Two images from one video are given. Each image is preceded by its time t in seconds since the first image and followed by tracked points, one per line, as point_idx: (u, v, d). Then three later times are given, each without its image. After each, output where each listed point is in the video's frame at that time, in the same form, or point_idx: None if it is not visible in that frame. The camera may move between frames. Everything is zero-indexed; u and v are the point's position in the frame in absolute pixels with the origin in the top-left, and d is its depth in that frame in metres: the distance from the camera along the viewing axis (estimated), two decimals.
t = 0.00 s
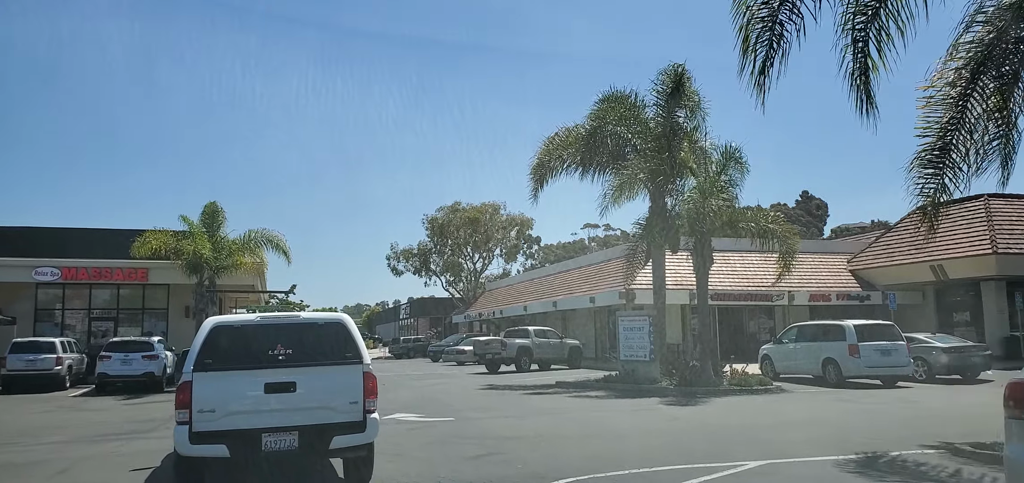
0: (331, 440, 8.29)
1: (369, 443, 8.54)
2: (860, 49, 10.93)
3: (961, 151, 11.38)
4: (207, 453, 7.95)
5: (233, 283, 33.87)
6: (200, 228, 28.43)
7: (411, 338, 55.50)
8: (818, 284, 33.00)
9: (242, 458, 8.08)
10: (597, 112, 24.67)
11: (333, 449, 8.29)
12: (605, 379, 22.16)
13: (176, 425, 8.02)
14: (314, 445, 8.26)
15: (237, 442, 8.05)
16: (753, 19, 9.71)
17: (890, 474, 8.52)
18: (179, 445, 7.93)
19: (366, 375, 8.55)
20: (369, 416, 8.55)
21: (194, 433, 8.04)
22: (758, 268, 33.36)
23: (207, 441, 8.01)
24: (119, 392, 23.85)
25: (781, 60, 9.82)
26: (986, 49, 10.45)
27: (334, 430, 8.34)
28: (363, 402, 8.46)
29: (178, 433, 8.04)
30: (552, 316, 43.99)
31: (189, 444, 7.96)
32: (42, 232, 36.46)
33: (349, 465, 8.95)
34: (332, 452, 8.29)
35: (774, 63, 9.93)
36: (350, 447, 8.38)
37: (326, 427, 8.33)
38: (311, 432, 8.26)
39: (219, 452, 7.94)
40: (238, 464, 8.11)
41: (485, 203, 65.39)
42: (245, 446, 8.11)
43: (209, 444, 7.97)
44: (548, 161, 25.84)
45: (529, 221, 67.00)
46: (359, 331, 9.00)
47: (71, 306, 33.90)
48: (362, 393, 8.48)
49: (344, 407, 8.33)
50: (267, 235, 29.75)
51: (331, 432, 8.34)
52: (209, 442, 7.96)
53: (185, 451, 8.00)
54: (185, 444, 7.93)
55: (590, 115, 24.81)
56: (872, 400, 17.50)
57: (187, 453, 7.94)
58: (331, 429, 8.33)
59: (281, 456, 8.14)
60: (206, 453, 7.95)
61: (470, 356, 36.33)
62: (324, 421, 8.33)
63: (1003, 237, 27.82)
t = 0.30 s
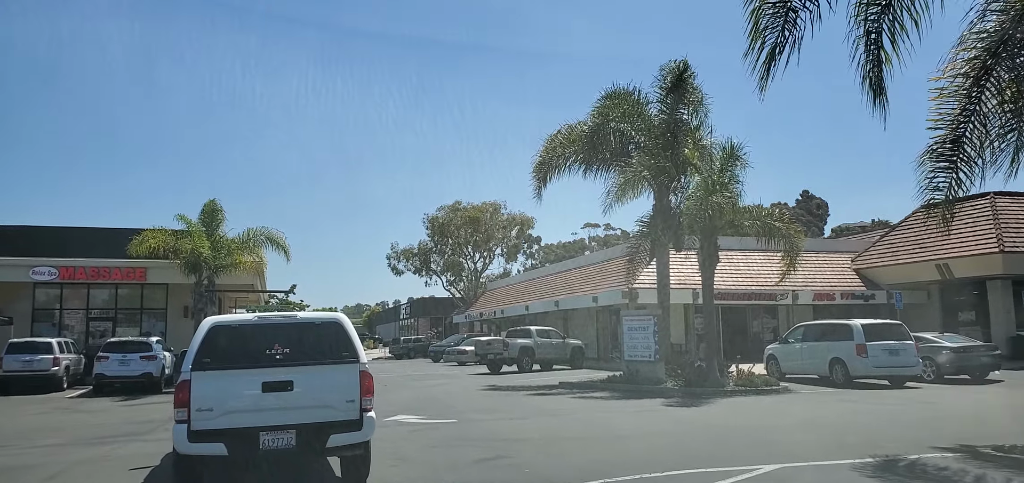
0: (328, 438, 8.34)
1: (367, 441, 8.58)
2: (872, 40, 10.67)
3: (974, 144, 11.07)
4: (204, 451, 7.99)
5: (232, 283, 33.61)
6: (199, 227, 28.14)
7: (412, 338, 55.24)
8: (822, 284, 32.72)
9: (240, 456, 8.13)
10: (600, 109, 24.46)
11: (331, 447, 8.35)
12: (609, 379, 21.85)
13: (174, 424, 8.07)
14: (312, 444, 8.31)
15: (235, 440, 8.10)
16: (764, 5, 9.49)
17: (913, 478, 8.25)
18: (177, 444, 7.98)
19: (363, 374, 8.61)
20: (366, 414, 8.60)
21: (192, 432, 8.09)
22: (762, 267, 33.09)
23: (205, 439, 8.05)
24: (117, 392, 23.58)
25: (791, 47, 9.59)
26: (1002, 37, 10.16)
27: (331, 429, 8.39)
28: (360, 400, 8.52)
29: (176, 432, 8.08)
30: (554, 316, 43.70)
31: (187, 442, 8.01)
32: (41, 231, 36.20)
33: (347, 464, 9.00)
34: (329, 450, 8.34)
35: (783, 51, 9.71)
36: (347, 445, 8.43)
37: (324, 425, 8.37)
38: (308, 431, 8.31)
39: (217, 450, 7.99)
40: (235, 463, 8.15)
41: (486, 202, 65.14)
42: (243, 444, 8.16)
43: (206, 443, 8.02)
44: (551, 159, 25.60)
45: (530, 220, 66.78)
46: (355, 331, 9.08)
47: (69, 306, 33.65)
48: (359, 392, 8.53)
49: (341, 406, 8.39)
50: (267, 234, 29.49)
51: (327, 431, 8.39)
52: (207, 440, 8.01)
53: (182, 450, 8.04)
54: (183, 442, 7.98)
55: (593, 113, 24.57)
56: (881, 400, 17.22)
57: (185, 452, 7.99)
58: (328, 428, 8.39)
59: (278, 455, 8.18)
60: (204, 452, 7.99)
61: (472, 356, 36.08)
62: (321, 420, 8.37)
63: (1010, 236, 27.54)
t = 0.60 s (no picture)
0: (325, 436, 8.45)
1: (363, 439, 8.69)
2: (889, 31, 10.38)
3: (994, 137, 10.78)
4: (203, 448, 8.11)
5: (232, 282, 33.36)
6: (198, 224, 27.84)
7: (413, 337, 54.97)
8: (827, 283, 32.43)
9: (238, 454, 8.23)
10: (604, 106, 24.15)
11: (328, 445, 8.45)
12: (614, 379, 21.55)
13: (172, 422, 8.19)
14: (309, 441, 8.42)
15: (233, 438, 8.22)
16: None
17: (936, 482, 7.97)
18: (176, 442, 8.09)
19: (361, 372, 8.74)
20: (363, 413, 8.72)
21: (191, 430, 8.21)
22: (767, 266, 32.79)
23: (203, 437, 8.17)
24: (115, 392, 23.29)
25: (807, 37, 9.29)
26: None
27: (328, 427, 8.50)
28: (357, 398, 8.64)
29: (175, 430, 8.20)
30: (556, 316, 43.42)
31: (185, 440, 8.11)
32: (39, 230, 35.92)
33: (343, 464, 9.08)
34: (326, 448, 8.44)
35: (799, 42, 9.41)
36: (344, 443, 8.53)
37: (320, 423, 8.48)
38: (305, 428, 8.43)
39: (215, 447, 8.10)
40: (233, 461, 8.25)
41: (487, 201, 64.85)
42: (240, 442, 8.27)
43: (204, 440, 8.14)
44: (555, 157, 25.29)
45: (531, 220, 66.51)
46: (353, 329, 9.14)
47: (68, 305, 33.38)
48: (356, 389, 8.66)
49: (338, 404, 8.50)
50: (267, 232, 29.21)
51: (325, 429, 8.50)
52: (205, 437, 8.13)
53: (181, 448, 8.15)
54: (181, 440, 8.08)
55: (597, 110, 24.28)
56: (891, 401, 16.93)
57: (184, 450, 8.10)
58: (325, 426, 8.50)
59: (276, 452, 8.30)
60: (202, 449, 8.10)
61: (474, 355, 35.82)
62: (318, 418, 8.48)
63: (1018, 234, 27.23)
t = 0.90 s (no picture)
0: (322, 435, 8.59)
1: (361, 438, 8.85)
2: (908, 23, 10.13)
3: (1016, 130, 10.53)
4: (202, 448, 8.22)
5: (232, 283, 33.07)
6: (197, 224, 27.53)
7: (413, 338, 54.68)
8: (832, 283, 32.14)
9: (236, 453, 8.35)
10: (607, 104, 23.88)
11: (324, 444, 8.59)
12: (618, 381, 21.23)
13: (171, 422, 8.28)
14: (307, 440, 8.57)
15: (231, 437, 8.33)
16: None
17: None
18: (174, 441, 8.19)
19: (357, 372, 8.89)
20: (360, 412, 8.85)
21: (189, 429, 8.31)
22: (771, 267, 32.46)
23: (201, 436, 8.27)
24: (113, 394, 22.99)
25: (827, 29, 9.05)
26: None
27: (325, 426, 8.64)
28: (354, 398, 8.78)
29: (173, 429, 8.29)
30: (558, 317, 43.11)
31: (183, 439, 8.21)
32: (36, 230, 35.62)
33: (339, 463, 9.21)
34: (324, 447, 8.59)
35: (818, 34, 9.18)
36: (341, 442, 8.68)
37: (318, 423, 8.62)
38: (303, 427, 8.56)
39: (214, 446, 8.21)
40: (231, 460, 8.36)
41: (487, 202, 64.54)
42: (239, 441, 8.39)
43: (203, 439, 8.24)
44: (558, 156, 24.97)
45: (532, 221, 66.23)
46: (349, 330, 9.31)
47: (65, 306, 33.09)
48: (353, 389, 8.80)
49: (335, 403, 8.64)
50: (267, 232, 28.93)
51: (321, 428, 8.63)
52: (204, 437, 8.23)
53: (179, 447, 8.25)
54: (180, 439, 8.18)
55: (600, 108, 24.01)
56: (901, 403, 16.64)
57: (182, 448, 8.20)
58: (322, 425, 8.63)
59: (274, 451, 8.44)
60: (200, 448, 8.21)
61: (476, 357, 35.56)
62: (316, 418, 8.62)
63: None
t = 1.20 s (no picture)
0: (318, 434, 8.99)
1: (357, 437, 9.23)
2: (926, 14, 9.83)
3: None
4: (201, 446, 8.64)
5: (231, 282, 32.76)
6: (196, 222, 27.23)
7: (413, 339, 54.35)
8: (838, 283, 31.83)
9: (235, 451, 8.77)
10: (612, 100, 23.60)
11: (320, 442, 8.98)
12: (623, 382, 20.90)
13: (170, 421, 8.71)
14: (303, 438, 8.97)
15: (229, 436, 8.76)
16: None
17: None
18: (173, 440, 8.62)
19: (352, 371, 9.30)
20: (355, 411, 9.24)
21: (189, 428, 8.74)
22: (776, 266, 32.15)
23: (201, 435, 8.71)
24: (110, 394, 22.70)
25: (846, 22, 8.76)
26: None
27: (321, 424, 9.05)
28: (349, 396, 9.19)
29: (173, 429, 8.73)
30: (560, 317, 42.77)
31: (183, 437, 8.65)
32: (33, 228, 35.25)
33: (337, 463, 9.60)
34: (320, 445, 8.99)
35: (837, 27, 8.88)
36: (336, 440, 9.08)
37: (314, 421, 9.03)
38: (299, 426, 8.96)
39: (212, 444, 8.64)
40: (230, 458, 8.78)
41: (488, 201, 64.18)
42: (237, 439, 8.81)
43: (202, 437, 8.67)
44: (562, 153, 24.64)
45: (533, 220, 65.94)
46: (345, 329, 9.70)
47: (62, 305, 32.77)
48: (347, 388, 9.21)
49: (330, 402, 9.06)
50: (266, 231, 28.61)
51: (318, 427, 9.04)
52: (202, 435, 8.65)
53: (179, 445, 8.69)
54: (179, 437, 8.62)
55: (604, 104, 23.73)
56: (911, 404, 16.36)
57: (181, 447, 8.63)
58: (318, 424, 9.04)
59: (271, 449, 8.85)
60: (200, 446, 8.64)
61: (477, 357, 35.27)
62: (312, 416, 9.04)
63: None
